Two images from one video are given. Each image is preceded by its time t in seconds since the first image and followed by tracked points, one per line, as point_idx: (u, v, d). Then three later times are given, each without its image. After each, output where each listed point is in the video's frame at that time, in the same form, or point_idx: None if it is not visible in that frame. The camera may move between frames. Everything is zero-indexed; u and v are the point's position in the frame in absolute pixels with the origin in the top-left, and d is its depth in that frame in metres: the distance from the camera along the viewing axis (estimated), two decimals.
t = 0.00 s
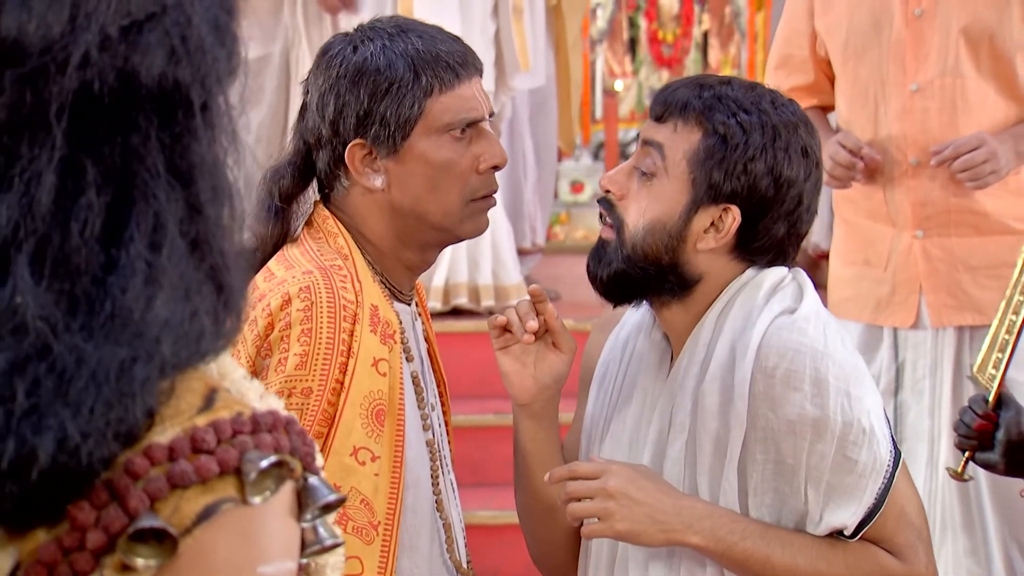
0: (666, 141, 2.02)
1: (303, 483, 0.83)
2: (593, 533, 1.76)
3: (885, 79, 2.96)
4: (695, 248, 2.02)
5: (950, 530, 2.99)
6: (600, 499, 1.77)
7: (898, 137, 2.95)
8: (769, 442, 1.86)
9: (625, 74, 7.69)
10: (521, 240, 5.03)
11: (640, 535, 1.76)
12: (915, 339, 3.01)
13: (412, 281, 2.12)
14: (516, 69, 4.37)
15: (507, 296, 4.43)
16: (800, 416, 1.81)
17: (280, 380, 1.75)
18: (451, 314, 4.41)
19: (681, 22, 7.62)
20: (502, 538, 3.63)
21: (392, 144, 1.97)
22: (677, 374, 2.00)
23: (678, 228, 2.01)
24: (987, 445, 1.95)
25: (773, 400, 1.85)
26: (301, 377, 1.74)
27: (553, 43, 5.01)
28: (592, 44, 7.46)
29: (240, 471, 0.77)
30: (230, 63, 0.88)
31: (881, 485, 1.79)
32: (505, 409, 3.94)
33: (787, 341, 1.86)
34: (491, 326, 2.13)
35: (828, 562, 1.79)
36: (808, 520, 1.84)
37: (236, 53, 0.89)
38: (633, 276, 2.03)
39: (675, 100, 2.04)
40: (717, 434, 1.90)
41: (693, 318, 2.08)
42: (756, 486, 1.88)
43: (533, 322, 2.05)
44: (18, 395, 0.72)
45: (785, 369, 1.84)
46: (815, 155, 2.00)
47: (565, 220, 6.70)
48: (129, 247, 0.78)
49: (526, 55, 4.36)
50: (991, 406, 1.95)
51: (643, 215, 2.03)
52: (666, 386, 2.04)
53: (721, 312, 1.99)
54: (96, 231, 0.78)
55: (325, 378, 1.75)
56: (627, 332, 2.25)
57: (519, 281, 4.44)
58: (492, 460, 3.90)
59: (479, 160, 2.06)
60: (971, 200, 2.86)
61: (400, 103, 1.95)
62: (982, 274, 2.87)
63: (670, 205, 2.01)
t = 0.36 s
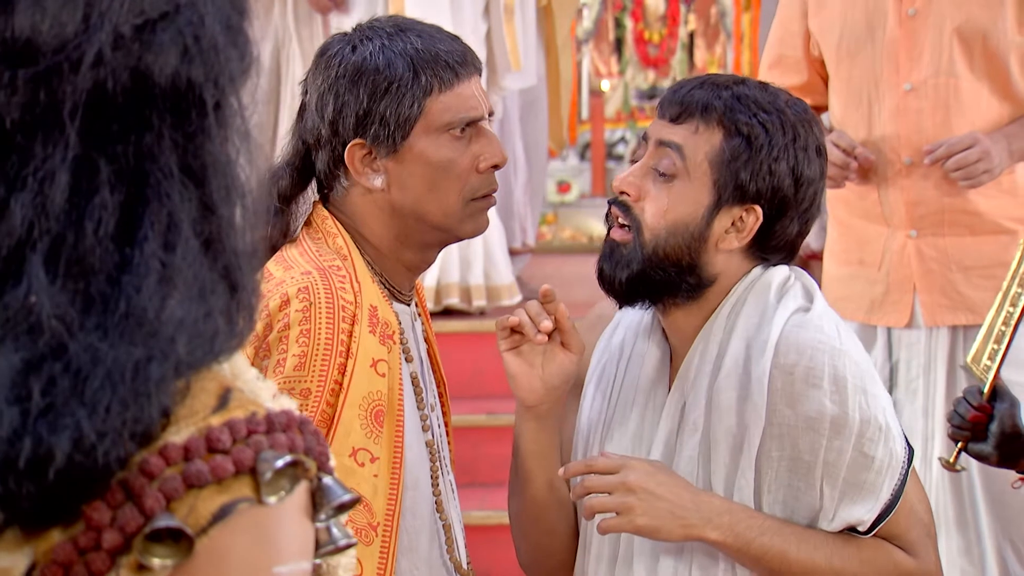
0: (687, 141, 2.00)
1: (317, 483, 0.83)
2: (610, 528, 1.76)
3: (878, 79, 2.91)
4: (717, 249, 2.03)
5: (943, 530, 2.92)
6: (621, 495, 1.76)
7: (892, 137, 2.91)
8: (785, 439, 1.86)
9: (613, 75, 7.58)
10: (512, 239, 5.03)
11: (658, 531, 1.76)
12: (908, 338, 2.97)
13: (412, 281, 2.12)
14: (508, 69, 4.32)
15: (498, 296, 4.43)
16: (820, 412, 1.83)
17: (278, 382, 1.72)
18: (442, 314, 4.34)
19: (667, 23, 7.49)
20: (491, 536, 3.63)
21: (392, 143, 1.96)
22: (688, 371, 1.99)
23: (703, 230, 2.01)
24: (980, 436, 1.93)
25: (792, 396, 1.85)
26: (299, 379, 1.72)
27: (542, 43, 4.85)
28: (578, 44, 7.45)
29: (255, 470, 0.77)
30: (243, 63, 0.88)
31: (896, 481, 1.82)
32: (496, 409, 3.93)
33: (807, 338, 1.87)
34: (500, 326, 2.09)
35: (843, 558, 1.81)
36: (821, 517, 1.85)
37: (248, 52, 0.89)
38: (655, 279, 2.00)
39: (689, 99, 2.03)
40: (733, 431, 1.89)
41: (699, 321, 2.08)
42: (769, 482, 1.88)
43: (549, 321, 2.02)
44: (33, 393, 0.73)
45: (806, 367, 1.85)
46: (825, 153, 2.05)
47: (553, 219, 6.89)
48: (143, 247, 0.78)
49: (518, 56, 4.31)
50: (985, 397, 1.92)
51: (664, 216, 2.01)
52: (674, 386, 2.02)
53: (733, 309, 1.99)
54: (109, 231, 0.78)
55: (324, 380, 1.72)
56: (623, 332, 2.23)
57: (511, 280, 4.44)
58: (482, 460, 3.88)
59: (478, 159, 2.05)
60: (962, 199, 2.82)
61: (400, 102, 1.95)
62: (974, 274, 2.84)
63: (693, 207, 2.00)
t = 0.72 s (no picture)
0: (707, 151, 1.99)
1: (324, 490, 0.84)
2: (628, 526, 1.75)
3: (872, 86, 2.89)
4: (737, 256, 2.05)
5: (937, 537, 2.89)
6: (640, 492, 1.76)
7: (886, 145, 2.87)
8: (796, 440, 1.87)
9: (600, 81, 7.52)
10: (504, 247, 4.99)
11: (675, 528, 1.75)
12: (902, 344, 2.93)
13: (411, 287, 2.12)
14: (499, 75, 4.25)
15: (490, 303, 4.42)
16: (832, 413, 1.84)
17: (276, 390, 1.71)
18: (435, 321, 4.34)
19: (655, 30, 7.36)
20: (484, 542, 3.62)
21: (394, 150, 1.96)
22: (695, 373, 1.99)
23: (725, 237, 2.02)
24: (985, 447, 1.93)
25: (805, 397, 1.87)
26: (298, 387, 1.70)
27: (534, 51, 4.84)
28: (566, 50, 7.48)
29: (263, 478, 0.77)
30: (250, 70, 0.88)
31: (905, 482, 1.84)
32: (489, 415, 3.93)
33: (817, 341, 1.90)
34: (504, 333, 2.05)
35: (854, 561, 1.81)
36: (829, 517, 1.86)
37: (256, 60, 0.89)
38: (676, 288, 1.99)
39: (702, 107, 2.01)
40: (744, 432, 1.89)
41: (700, 332, 2.09)
42: (777, 483, 1.89)
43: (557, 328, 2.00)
44: (42, 400, 0.73)
45: (818, 370, 1.87)
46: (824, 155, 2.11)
47: (543, 225, 7.25)
48: (151, 255, 0.78)
49: (510, 62, 4.24)
50: (992, 407, 1.92)
51: (688, 227, 2.00)
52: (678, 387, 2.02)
53: (739, 314, 2.02)
54: (117, 238, 0.78)
55: (323, 388, 1.71)
56: (613, 341, 2.23)
57: (503, 287, 4.45)
58: (475, 466, 3.87)
59: (479, 165, 2.05)
60: (957, 206, 2.79)
61: (402, 109, 1.94)
62: (968, 280, 2.80)
63: (715, 216, 2.00)
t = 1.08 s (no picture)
0: (730, 170, 2.01)
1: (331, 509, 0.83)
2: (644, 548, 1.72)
3: (869, 106, 2.89)
4: (754, 275, 2.08)
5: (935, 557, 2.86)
6: (654, 514, 1.73)
7: (883, 165, 2.88)
8: (805, 458, 1.87)
9: (594, 101, 7.59)
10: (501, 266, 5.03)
11: (690, 551, 1.74)
12: (900, 364, 2.91)
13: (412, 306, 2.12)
14: (496, 95, 4.24)
15: (487, 321, 4.44)
16: (842, 433, 1.85)
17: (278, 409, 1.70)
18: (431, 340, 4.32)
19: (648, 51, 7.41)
20: (480, 562, 3.60)
21: (396, 169, 1.96)
22: (703, 391, 1.99)
23: (745, 256, 2.03)
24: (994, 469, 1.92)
25: (815, 416, 1.88)
26: (298, 407, 1.70)
27: (530, 71, 4.85)
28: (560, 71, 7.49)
29: (271, 496, 0.77)
30: (259, 90, 0.88)
31: (912, 501, 1.86)
32: (486, 434, 3.92)
33: (826, 362, 1.92)
34: (512, 352, 2.03)
35: None
36: (836, 536, 1.86)
37: (265, 80, 0.89)
38: (699, 306, 1.97)
39: (724, 127, 2.03)
40: (753, 450, 1.89)
41: (707, 350, 2.08)
42: (785, 501, 1.89)
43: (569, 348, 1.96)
44: (50, 418, 0.72)
45: (830, 389, 1.89)
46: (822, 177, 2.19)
47: (536, 246, 7.17)
48: (159, 272, 0.78)
49: (506, 82, 4.22)
50: (1000, 428, 1.92)
51: (711, 245, 2.00)
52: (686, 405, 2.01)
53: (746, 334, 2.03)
54: (126, 256, 0.78)
55: (324, 409, 1.70)
56: (612, 363, 2.23)
57: (500, 305, 4.47)
58: (470, 485, 3.85)
59: (482, 183, 2.05)
60: (954, 226, 2.77)
61: (405, 127, 1.95)
62: (966, 299, 2.78)
63: (737, 236, 2.01)
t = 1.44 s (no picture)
0: (737, 164, 2.02)
1: (328, 494, 0.84)
2: (653, 533, 1.75)
3: (860, 103, 2.82)
4: (757, 269, 2.10)
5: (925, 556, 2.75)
6: (663, 499, 1.76)
7: (875, 161, 2.80)
8: (806, 446, 1.89)
9: (585, 102, 7.62)
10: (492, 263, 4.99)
11: (697, 536, 1.76)
12: (892, 358, 2.82)
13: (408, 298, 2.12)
14: (487, 92, 4.23)
15: (479, 318, 4.44)
16: (842, 421, 1.88)
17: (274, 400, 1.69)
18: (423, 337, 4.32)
19: (639, 51, 7.47)
20: (474, 558, 3.61)
21: (392, 160, 1.96)
22: (701, 381, 2.00)
23: (750, 249, 2.04)
24: (977, 450, 1.93)
25: (816, 404, 1.90)
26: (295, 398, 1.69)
27: (521, 69, 4.83)
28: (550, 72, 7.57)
29: (269, 479, 0.77)
30: (256, 76, 0.88)
31: (909, 489, 1.89)
32: (478, 431, 3.91)
33: (827, 351, 1.94)
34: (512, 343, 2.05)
35: (865, 567, 1.85)
36: (835, 524, 1.88)
37: (262, 67, 0.89)
38: (706, 299, 1.98)
39: (730, 122, 2.04)
40: (754, 439, 1.90)
41: (705, 342, 2.08)
42: (784, 490, 1.90)
43: (572, 339, 1.98)
44: (49, 401, 0.72)
45: (831, 377, 1.91)
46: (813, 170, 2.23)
47: (529, 245, 7.21)
48: (158, 258, 0.78)
49: (498, 79, 4.22)
50: (985, 412, 1.92)
51: (719, 238, 2.00)
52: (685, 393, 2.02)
53: (745, 324, 2.04)
54: (123, 242, 0.78)
55: (320, 399, 1.69)
56: (605, 353, 2.23)
57: (492, 303, 4.47)
58: (463, 482, 3.86)
59: (478, 174, 2.05)
60: (946, 221, 2.70)
61: (400, 119, 1.95)
62: (958, 294, 2.71)
63: (743, 229, 2.02)
